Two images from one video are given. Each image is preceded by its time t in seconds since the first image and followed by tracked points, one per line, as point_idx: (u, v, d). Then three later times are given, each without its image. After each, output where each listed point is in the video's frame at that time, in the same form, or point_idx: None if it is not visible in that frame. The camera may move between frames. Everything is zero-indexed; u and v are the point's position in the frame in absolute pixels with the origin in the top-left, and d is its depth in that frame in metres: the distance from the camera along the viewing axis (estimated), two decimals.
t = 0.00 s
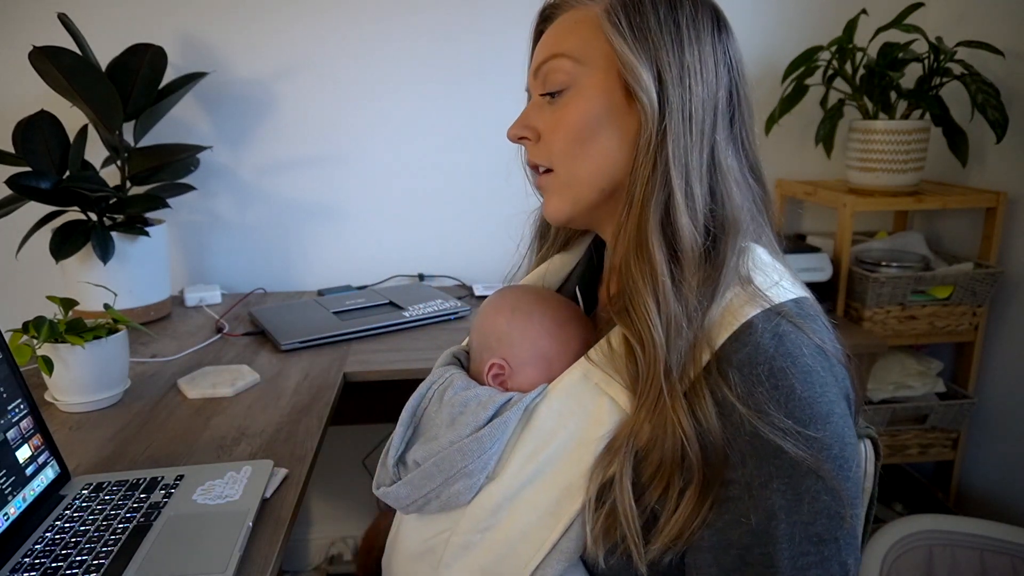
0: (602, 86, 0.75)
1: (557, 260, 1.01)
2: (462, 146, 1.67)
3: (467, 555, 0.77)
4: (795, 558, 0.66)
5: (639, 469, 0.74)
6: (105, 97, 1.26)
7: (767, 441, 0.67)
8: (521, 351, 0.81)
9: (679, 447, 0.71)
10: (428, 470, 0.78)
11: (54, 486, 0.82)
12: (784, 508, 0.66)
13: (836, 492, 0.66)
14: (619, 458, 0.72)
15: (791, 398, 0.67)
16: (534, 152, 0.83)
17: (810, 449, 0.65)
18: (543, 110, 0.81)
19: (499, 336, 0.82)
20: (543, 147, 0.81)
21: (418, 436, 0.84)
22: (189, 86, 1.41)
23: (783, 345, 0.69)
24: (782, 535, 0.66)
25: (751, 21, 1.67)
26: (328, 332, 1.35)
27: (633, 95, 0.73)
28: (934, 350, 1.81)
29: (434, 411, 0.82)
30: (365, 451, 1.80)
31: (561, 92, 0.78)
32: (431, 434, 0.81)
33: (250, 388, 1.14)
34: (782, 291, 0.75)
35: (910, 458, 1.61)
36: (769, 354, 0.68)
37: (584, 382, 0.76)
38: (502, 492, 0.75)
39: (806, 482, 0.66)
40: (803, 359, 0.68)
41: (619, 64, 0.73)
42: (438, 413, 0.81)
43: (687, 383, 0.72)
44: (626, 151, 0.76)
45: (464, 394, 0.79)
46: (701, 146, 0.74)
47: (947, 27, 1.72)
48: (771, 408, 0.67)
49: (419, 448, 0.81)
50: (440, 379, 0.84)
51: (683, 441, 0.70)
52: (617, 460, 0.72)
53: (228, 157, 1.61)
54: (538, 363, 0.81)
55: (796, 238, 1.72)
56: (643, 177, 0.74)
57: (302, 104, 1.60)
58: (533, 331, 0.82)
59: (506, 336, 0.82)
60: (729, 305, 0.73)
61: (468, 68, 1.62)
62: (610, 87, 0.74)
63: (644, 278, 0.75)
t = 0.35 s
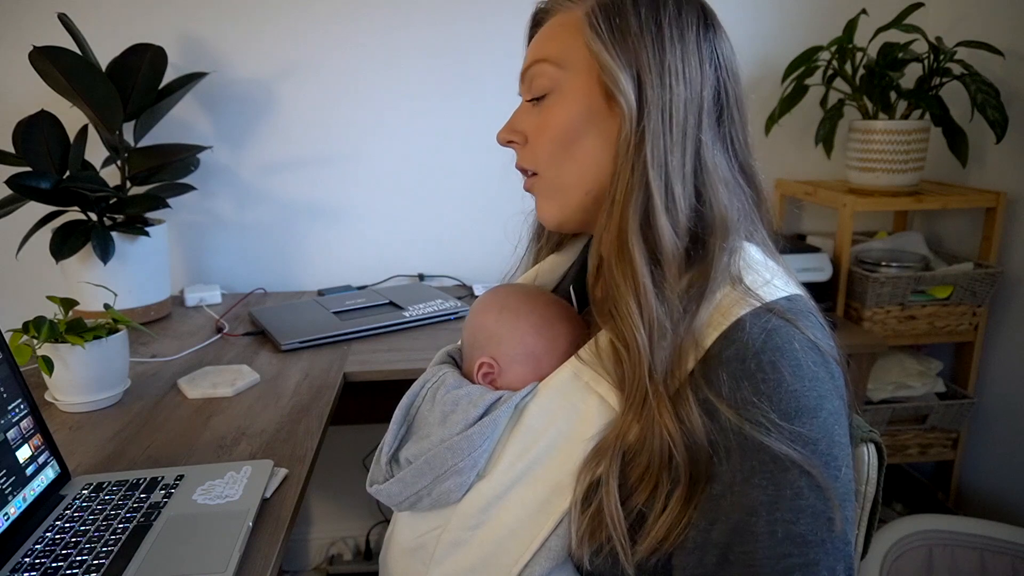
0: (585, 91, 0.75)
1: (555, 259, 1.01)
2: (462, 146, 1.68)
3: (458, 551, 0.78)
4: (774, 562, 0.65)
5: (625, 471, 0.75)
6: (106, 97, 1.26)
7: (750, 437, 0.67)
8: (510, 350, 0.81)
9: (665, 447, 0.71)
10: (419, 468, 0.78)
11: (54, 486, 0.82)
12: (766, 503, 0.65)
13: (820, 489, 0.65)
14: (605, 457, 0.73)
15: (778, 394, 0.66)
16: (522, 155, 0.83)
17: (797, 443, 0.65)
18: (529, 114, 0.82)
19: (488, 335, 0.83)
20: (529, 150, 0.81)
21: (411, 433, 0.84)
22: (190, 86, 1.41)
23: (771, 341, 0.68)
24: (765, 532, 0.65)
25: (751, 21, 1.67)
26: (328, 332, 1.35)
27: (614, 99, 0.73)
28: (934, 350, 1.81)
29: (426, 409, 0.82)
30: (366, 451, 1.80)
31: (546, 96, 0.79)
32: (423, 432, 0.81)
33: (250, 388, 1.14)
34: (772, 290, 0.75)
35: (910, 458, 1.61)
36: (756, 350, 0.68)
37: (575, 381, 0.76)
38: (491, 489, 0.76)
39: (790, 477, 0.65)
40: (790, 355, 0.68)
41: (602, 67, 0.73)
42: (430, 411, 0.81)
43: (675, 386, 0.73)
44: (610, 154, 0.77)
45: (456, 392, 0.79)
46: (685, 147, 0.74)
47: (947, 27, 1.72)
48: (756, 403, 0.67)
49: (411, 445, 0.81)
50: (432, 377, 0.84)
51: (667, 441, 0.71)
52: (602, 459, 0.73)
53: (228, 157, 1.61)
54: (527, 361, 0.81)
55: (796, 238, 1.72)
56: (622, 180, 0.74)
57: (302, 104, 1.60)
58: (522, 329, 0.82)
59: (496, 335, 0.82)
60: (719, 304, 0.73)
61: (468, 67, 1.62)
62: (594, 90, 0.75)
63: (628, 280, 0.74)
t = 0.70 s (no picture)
0: (579, 96, 0.76)
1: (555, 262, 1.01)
2: (463, 146, 1.68)
3: (463, 552, 0.78)
4: (760, 557, 0.65)
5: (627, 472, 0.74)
6: (106, 97, 1.26)
7: (749, 434, 0.67)
8: (513, 351, 0.81)
9: (667, 446, 0.72)
10: (423, 471, 0.77)
11: (54, 486, 0.82)
12: (757, 500, 0.65)
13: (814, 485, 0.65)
14: (609, 458, 0.73)
15: (781, 392, 0.66)
16: (521, 161, 0.83)
17: (796, 439, 0.65)
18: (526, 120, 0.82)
19: (490, 336, 0.83)
20: (528, 156, 0.82)
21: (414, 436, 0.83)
22: (189, 86, 1.41)
23: (773, 341, 0.68)
24: (755, 527, 0.65)
25: (751, 21, 1.67)
26: (328, 331, 1.35)
27: (607, 102, 0.74)
28: (934, 350, 1.81)
29: (430, 412, 0.82)
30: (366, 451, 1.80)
31: (541, 102, 0.80)
32: (426, 435, 0.80)
33: (249, 388, 1.14)
34: (775, 287, 0.74)
35: (910, 458, 1.61)
36: (759, 348, 0.68)
37: (577, 381, 0.76)
38: (495, 491, 0.76)
39: (786, 474, 0.65)
40: (794, 354, 0.68)
41: (595, 71, 0.73)
42: (434, 414, 0.81)
43: (676, 387, 0.73)
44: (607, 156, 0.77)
45: (460, 394, 0.79)
46: (681, 147, 0.74)
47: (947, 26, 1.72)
48: (756, 401, 0.67)
49: (414, 449, 0.81)
50: (434, 379, 0.84)
51: (668, 440, 0.71)
52: (607, 460, 0.73)
53: (228, 157, 1.61)
54: (529, 362, 0.81)
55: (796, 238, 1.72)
56: (619, 182, 0.75)
57: (302, 104, 1.60)
58: (524, 330, 0.82)
59: (498, 336, 0.82)
60: (719, 306, 0.73)
61: (467, 67, 1.62)
62: (587, 93, 0.75)
63: (629, 280, 0.75)
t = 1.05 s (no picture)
0: (583, 96, 0.75)
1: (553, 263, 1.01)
2: (463, 147, 1.68)
3: (473, 556, 0.78)
4: (713, 540, 0.65)
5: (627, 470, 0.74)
6: (106, 97, 1.26)
7: (735, 416, 0.66)
8: (520, 354, 0.81)
9: (661, 434, 0.71)
10: (430, 477, 0.77)
11: (54, 486, 0.82)
12: (722, 481, 0.65)
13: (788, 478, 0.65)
14: (616, 458, 0.73)
15: (775, 387, 0.66)
16: (522, 162, 0.83)
17: (780, 433, 0.65)
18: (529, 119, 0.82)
19: (496, 339, 0.82)
20: (530, 156, 0.81)
21: (416, 441, 0.83)
22: (189, 86, 1.41)
23: (768, 338, 0.69)
24: (726, 514, 0.65)
25: (751, 21, 1.67)
26: (328, 332, 1.35)
27: (610, 101, 0.73)
28: (934, 350, 1.81)
29: (434, 417, 0.81)
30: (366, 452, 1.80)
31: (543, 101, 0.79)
32: (431, 441, 0.80)
33: (249, 388, 1.14)
34: (777, 286, 0.74)
35: (910, 458, 1.61)
36: (754, 341, 0.69)
37: (583, 382, 0.76)
38: (503, 494, 0.76)
39: (757, 461, 0.65)
40: (789, 352, 0.68)
41: (599, 70, 0.73)
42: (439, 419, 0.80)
43: (671, 374, 0.72)
44: (612, 156, 0.76)
45: (466, 397, 0.78)
46: (683, 146, 0.74)
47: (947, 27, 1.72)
48: (748, 389, 0.67)
49: (418, 455, 0.80)
50: (435, 383, 0.83)
51: (664, 436, 0.70)
52: (613, 459, 0.73)
53: (228, 157, 1.61)
54: (536, 364, 0.81)
55: (796, 238, 1.72)
56: (623, 182, 0.74)
57: (302, 104, 1.60)
58: (530, 332, 0.81)
59: (505, 338, 0.81)
60: (715, 306, 0.73)
61: (467, 67, 1.62)
62: (590, 92, 0.75)
63: (633, 275, 0.74)
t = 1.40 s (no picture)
0: (610, 85, 0.77)
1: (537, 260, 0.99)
2: (462, 146, 1.67)
3: None
4: (778, 495, 0.71)
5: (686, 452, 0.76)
6: (107, 97, 1.26)
7: (782, 384, 0.72)
8: (558, 362, 0.77)
9: (717, 413, 0.75)
10: (504, 502, 0.70)
11: (54, 486, 0.82)
12: (779, 443, 0.71)
13: (824, 427, 0.73)
14: (674, 442, 0.75)
15: (805, 356, 0.73)
16: (534, 154, 0.80)
17: (813, 391, 0.72)
18: (543, 108, 0.80)
19: (531, 350, 0.77)
20: (551, 145, 0.79)
21: (461, 471, 0.75)
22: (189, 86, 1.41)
23: (791, 311, 0.75)
24: (790, 472, 0.71)
25: (751, 21, 1.66)
26: (328, 332, 1.35)
27: (640, 91, 0.76)
28: (934, 351, 1.81)
29: (478, 441, 0.74)
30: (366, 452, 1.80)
31: (563, 88, 0.78)
32: (486, 465, 0.73)
33: (249, 388, 1.14)
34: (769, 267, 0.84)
35: (910, 458, 1.61)
36: (780, 315, 0.75)
37: (632, 376, 0.75)
38: (580, 508, 0.72)
39: (808, 419, 0.72)
40: (808, 321, 0.76)
41: (624, 63, 0.76)
42: (485, 442, 0.74)
43: (719, 357, 0.75)
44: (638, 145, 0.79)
45: (514, 414, 0.73)
46: (694, 140, 0.81)
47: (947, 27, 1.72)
48: (788, 359, 0.73)
49: (476, 481, 0.73)
50: (468, 405, 0.76)
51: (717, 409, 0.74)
52: (670, 443, 0.75)
53: (228, 157, 1.61)
54: (575, 369, 0.78)
55: (796, 238, 1.72)
56: (654, 169, 0.78)
57: (302, 104, 1.60)
58: (563, 337, 0.78)
59: (541, 347, 0.77)
60: (737, 284, 0.79)
61: (467, 68, 1.62)
62: (618, 82, 0.77)
63: (661, 260, 0.78)
